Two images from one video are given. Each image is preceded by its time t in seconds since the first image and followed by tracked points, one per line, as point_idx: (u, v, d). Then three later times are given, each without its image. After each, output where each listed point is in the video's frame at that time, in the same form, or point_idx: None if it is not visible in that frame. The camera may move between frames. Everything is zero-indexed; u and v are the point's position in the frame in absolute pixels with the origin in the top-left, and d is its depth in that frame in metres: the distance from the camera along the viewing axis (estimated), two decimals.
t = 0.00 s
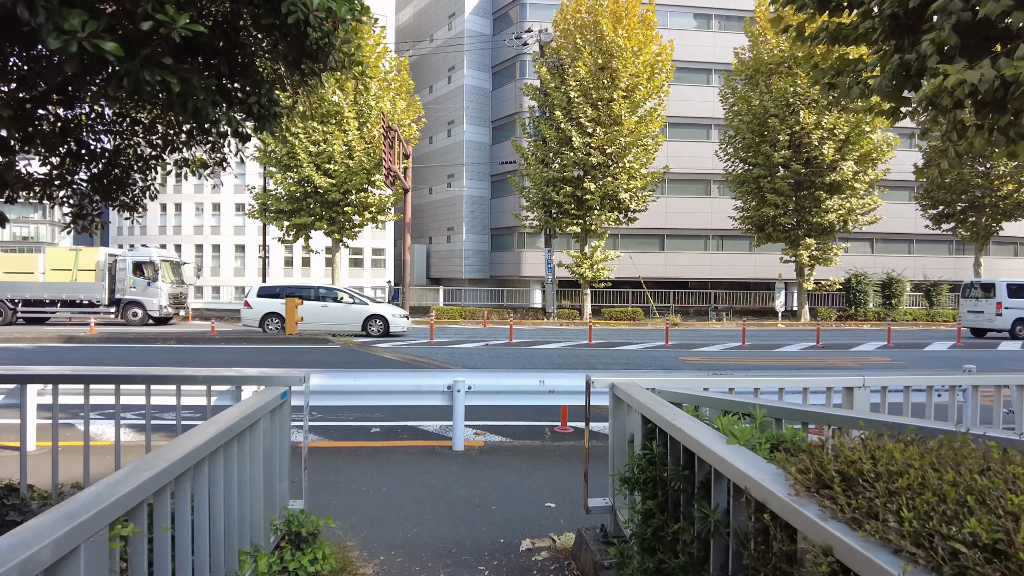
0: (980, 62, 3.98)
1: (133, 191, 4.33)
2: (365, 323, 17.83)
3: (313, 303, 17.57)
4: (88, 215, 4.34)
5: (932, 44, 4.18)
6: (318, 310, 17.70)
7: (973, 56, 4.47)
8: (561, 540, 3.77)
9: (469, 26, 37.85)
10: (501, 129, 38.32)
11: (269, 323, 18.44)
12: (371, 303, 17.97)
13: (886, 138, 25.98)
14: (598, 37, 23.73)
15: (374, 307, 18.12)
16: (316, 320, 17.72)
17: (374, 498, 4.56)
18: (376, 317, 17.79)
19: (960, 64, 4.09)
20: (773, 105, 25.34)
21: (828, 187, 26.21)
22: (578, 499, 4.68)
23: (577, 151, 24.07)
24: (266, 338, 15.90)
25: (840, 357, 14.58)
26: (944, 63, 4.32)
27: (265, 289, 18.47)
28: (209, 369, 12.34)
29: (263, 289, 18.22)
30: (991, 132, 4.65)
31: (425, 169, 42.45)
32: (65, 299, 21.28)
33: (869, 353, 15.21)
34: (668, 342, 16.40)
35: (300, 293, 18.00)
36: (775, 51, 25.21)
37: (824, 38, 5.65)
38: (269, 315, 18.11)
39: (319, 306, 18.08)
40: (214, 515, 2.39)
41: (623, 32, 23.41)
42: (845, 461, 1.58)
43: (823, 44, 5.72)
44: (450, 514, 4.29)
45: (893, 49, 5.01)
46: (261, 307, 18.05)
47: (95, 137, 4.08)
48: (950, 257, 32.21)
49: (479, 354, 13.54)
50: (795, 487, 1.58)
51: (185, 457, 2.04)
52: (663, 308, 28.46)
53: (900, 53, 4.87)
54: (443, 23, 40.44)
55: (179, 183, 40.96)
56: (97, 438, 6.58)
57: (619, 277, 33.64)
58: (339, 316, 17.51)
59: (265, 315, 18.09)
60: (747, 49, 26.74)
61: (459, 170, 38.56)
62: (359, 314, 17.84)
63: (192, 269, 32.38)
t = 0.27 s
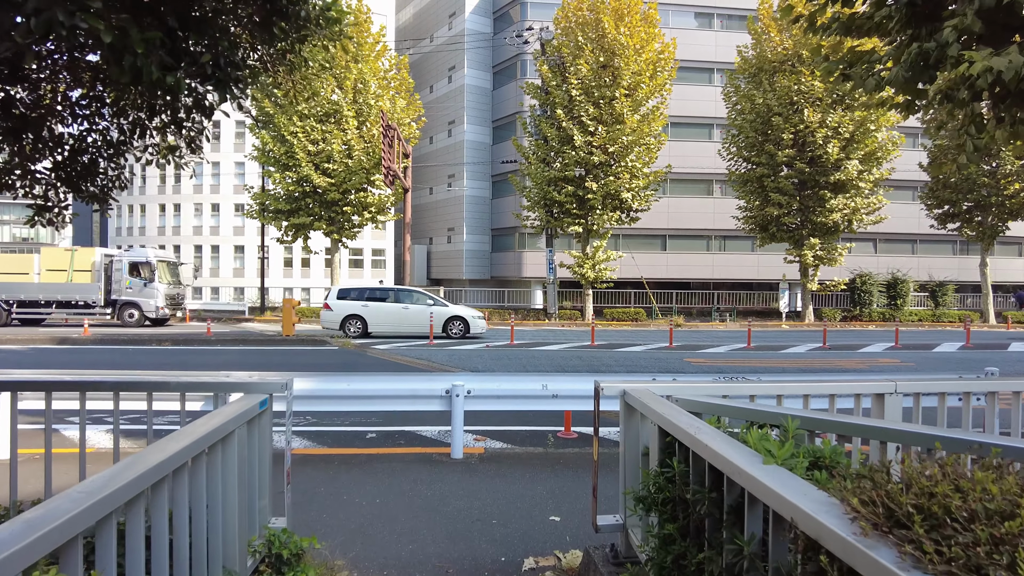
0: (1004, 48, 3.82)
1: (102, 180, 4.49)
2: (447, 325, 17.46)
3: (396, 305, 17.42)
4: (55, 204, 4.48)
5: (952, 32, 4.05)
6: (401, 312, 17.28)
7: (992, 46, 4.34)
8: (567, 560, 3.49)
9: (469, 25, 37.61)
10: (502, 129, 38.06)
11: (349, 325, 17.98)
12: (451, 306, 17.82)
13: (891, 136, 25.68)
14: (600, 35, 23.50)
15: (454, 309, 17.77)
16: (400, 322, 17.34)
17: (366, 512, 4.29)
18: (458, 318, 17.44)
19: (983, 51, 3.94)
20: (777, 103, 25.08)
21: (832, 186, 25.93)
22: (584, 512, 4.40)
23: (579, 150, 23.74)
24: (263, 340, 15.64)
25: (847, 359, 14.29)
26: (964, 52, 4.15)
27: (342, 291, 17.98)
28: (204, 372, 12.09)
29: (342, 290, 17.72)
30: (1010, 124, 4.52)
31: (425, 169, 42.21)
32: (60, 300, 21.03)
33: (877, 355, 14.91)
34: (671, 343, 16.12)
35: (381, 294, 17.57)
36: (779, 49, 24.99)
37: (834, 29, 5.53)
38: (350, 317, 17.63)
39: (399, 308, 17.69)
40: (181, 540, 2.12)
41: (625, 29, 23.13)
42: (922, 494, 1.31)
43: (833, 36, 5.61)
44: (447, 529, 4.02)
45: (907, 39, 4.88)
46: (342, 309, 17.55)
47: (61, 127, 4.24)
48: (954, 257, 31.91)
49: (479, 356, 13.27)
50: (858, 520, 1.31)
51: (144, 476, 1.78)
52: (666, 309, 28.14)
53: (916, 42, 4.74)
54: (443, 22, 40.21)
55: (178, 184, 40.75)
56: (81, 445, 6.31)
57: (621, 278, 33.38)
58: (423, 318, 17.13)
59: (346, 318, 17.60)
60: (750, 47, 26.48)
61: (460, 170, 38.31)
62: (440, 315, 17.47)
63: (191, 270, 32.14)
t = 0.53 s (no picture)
0: None
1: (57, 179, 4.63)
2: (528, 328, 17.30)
3: (474, 306, 17.25)
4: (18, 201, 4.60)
5: (975, 22, 3.82)
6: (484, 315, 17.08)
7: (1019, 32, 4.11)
8: None
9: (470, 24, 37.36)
10: (503, 129, 37.79)
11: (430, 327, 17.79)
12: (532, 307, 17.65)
13: (897, 135, 25.35)
14: (602, 33, 23.25)
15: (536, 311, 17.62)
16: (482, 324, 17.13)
17: (361, 534, 4.01)
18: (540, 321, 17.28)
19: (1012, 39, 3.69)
20: (781, 101, 24.81)
21: (838, 185, 25.62)
22: (593, 531, 4.11)
23: (581, 149, 23.48)
24: (261, 342, 15.39)
25: (856, 361, 13.99)
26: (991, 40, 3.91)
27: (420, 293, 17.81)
28: (199, 375, 11.84)
29: (423, 292, 17.54)
30: None
31: (426, 170, 41.96)
32: (56, 302, 20.78)
33: (886, 357, 14.60)
34: (676, 345, 15.84)
35: (464, 296, 17.39)
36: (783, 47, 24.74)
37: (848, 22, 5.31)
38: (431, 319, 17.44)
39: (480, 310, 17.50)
40: None
41: (627, 27, 22.88)
42: None
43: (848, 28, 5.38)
44: (446, 552, 3.73)
45: (926, 31, 4.64)
46: (423, 311, 17.36)
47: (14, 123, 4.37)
48: (960, 257, 31.57)
49: (481, 359, 13.00)
50: None
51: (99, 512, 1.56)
52: (669, 310, 27.83)
53: (937, 33, 4.49)
54: (444, 22, 39.97)
55: (178, 185, 40.57)
56: (65, 455, 6.04)
57: (624, 278, 33.12)
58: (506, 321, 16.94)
59: (428, 320, 17.41)
60: (754, 45, 26.22)
61: (461, 170, 38.07)
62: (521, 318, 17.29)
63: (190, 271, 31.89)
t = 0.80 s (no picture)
0: None
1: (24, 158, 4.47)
2: (611, 328, 16.98)
3: (559, 306, 16.85)
4: None
5: None
6: (568, 315, 16.76)
7: None
8: None
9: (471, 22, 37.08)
10: (505, 127, 37.49)
11: (510, 328, 17.48)
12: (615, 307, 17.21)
13: (905, 132, 24.98)
14: (606, 29, 22.94)
15: (617, 311, 17.34)
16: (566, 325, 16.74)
17: (353, 550, 3.71)
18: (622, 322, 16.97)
19: None
20: (787, 98, 24.49)
21: (844, 183, 25.28)
22: (603, 547, 3.82)
23: (584, 147, 23.18)
24: (259, 342, 15.12)
25: (866, 362, 13.68)
26: None
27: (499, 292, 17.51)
28: (194, 376, 11.57)
29: (505, 292, 17.23)
30: None
31: (427, 168, 41.68)
32: (53, 301, 20.52)
33: (896, 358, 14.29)
34: (682, 345, 15.54)
35: (546, 296, 17.08)
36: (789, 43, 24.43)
37: (868, 6, 5.07)
38: (513, 319, 17.12)
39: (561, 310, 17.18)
40: None
41: (631, 23, 22.62)
42: None
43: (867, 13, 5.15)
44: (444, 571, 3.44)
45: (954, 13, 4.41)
46: (504, 311, 17.05)
47: None
48: (965, 257, 31.20)
49: (483, 359, 12.72)
50: None
51: (97, 501, 1.54)
52: (673, 310, 27.50)
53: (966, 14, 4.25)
54: (446, 20, 39.68)
55: (179, 184, 40.35)
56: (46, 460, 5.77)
57: (627, 278, 32.81)
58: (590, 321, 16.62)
59: (510, 320, 17.06)
60: (759, 41, 25.91)
61: (462, 169, 37.77)
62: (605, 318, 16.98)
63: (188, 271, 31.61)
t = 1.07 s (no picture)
0: None
1: None
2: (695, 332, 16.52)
3: (641, 309, 16.42)
4: None
5: None
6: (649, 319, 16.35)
7: None
8: None
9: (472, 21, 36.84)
10: (506, 127, 37.23)
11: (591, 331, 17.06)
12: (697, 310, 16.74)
13: (911, 131, 24.68)
14: (608, 27, 22.67)
15: (700, 314, 16.87)
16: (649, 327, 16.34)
17: None
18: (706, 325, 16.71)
19: None
20: (791, 98, 24.21)
21: (849, 183, 25.02)
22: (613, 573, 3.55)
23: (587, 146, 22.89)
24: (255, 344, 14.86)
25: (874, 365, 13.40)
26: None
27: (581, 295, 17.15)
28: (188, 380, 11.31)
29: (586, 295, 16.84)
30: None
31: (428, 168, 41.45)
32: (49, 302, 20.28)
33: (905, 361, 14.00)
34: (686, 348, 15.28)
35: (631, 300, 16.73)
36: (794, 42, 24.14)
37: None
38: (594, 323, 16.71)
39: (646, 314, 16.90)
40: None
41: (634, 21, 22.38)
42: None
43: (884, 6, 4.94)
44: None
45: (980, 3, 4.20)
46: (588, 315, 16.70)
47: None
48: (969, 258, 30.91)
49: (484, 363, 12.47)
50: None
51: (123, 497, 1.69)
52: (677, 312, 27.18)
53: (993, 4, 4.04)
54: (447, 19, 39.43)
55: (178, 184, 40.11)
56: (28, 473, 5.52)
57: (629, 279, 32.55)
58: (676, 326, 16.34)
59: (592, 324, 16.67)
60: (763, 40, 25.67)
61: (463, 169, 37.51)
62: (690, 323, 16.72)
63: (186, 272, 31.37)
